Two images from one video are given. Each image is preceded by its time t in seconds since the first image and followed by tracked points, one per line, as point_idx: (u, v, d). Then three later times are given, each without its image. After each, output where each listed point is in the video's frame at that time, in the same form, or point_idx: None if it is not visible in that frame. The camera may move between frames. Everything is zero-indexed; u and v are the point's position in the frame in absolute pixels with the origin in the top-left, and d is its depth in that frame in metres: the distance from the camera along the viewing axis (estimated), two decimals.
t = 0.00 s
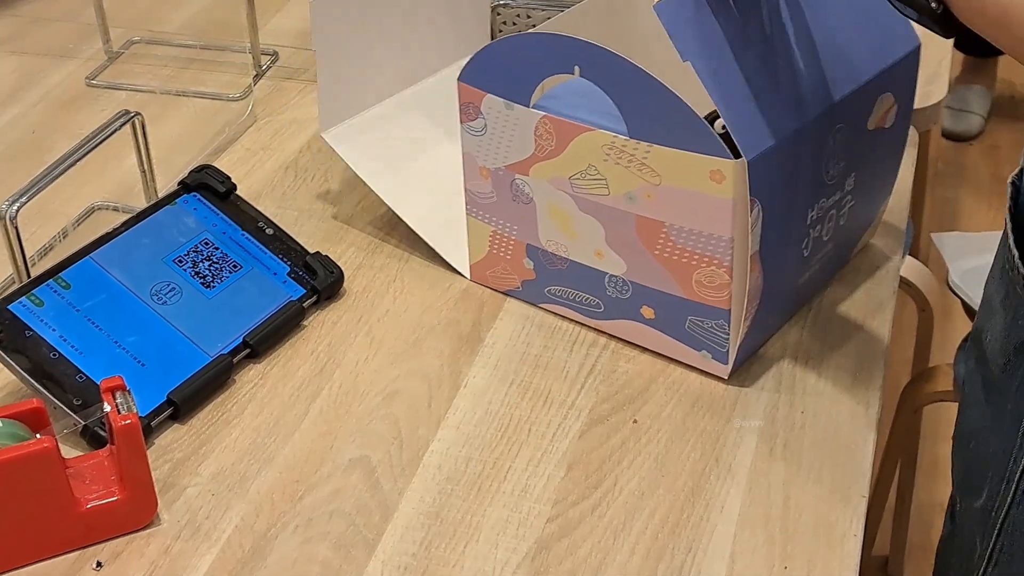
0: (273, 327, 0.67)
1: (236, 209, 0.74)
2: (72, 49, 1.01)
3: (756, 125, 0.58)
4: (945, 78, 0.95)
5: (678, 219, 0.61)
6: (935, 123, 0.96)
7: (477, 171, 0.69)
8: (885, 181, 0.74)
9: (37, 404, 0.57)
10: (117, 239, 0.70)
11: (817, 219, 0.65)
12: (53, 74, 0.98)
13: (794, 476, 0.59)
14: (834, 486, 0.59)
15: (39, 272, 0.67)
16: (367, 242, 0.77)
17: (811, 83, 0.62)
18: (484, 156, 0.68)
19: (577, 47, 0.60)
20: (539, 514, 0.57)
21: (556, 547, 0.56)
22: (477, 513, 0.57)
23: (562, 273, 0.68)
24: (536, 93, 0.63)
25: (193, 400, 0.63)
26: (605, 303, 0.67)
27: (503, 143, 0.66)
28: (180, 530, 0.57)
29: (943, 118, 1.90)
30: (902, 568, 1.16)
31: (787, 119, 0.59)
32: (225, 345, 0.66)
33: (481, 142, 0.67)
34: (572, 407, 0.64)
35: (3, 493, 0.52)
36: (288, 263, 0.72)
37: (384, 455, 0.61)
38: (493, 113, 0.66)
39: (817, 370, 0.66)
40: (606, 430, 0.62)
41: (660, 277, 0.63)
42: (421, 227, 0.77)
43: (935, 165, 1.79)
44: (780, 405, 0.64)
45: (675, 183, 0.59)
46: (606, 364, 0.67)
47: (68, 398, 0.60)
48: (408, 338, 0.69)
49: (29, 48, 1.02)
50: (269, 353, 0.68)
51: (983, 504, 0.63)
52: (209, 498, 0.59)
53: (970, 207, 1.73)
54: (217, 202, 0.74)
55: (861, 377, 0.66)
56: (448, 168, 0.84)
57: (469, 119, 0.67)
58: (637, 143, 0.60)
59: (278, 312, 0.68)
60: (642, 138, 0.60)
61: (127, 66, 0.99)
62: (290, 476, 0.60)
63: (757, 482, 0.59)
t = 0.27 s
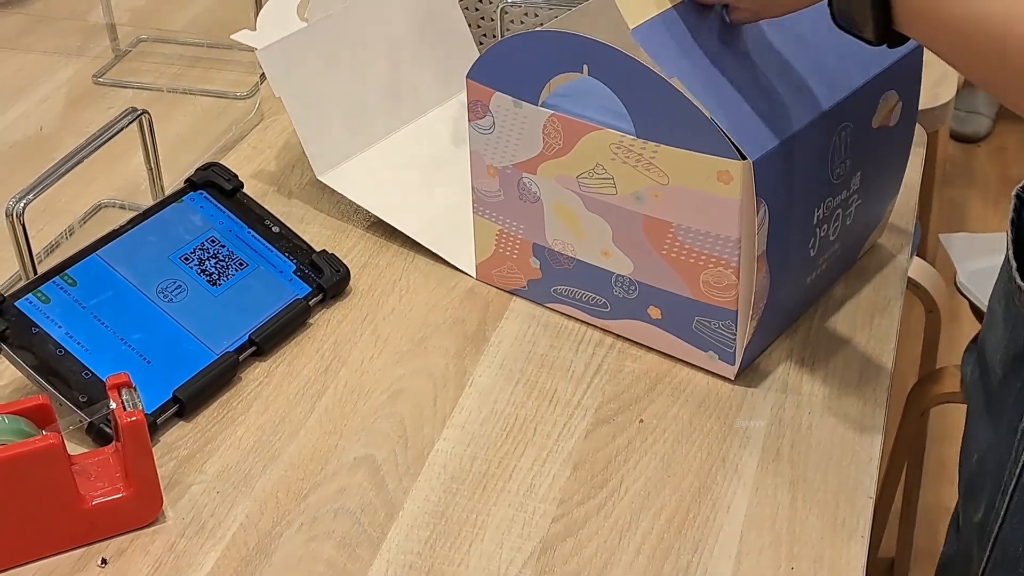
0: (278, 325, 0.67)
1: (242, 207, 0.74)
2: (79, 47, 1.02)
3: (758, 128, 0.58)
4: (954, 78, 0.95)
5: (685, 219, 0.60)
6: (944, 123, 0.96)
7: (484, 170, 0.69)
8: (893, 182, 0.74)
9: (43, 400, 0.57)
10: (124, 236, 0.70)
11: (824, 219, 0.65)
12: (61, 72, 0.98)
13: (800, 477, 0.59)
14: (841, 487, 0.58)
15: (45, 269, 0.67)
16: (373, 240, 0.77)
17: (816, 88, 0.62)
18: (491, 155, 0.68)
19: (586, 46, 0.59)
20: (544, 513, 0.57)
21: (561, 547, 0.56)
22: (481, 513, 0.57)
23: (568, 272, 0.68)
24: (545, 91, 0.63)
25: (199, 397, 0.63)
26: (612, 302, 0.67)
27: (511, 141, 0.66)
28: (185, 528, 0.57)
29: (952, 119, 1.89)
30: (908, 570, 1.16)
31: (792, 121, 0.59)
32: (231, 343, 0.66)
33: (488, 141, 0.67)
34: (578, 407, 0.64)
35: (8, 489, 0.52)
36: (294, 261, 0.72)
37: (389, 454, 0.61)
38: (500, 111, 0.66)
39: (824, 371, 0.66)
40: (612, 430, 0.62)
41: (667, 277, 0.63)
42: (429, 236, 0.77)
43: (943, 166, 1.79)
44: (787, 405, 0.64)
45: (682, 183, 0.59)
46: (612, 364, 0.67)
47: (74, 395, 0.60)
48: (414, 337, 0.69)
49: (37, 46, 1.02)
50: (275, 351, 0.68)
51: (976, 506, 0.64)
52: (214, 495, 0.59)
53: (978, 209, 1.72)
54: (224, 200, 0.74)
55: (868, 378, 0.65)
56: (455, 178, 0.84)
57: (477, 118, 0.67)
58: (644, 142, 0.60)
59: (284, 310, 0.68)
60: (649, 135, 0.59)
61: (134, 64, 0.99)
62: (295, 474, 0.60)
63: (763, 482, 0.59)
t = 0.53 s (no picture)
0: (273, 333, 0.67)
1: (239, 213, 0.74)
2: (76, 49, 1.01)
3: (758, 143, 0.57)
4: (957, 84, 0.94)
5: (685, 230, 0.60)
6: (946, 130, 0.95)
7: (483, 177, 0.68)
8: (894, 190, 0.73)
9: (34, 409, 0.57)
10: (119, 242, 0.69)
11: (824, 229, 0.65)
12: (58, 75, 0.97)
13: (799, 489, 0.58)
14: (840, 499, 0.58)
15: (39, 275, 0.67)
16: (370, 246, 0.77)
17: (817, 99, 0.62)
18: (490, 162, 0.67)
19: (586, 55, 0.59)
20: (540, 525, 0.57)
21: (557, 560, 0.55)
22: (477, 524, 0.57)
23: (567, 281, 0.68)
24: (546, 97, 0.62)
25: (193, 406, 0.62)
26: (610, 312, 0.67)
27: (509, 149, 0.66)
28: (177, 538, 0.56)
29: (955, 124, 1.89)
30: None
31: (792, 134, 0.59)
32: (226, 351, 0.65)
33: (487, 148, 0.67)
34: (575, 417, 0.63)
35: None
36: (290, 267, 0.71)
37: (384, 464, 0.60)
38: (499, 118, 0.65)
39: (823, 381, 0.65)
40: (609, 441, 0.61)
41: (666, 286, 0.63)
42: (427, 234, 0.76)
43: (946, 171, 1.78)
44: (786, 417, 0.63)
45: (682, 193, 0.58)
46: (610, 373, 0.66)
47: (66, 404, 0.60)
48: (410, 345, 0.68)
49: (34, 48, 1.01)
50: (270, 359, 0.67)
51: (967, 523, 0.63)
52: (207, 505, 0.58)
53: (980, 214, 1.71)
54: (220, 206, 0.74)
55: (868, 389, 0.65)
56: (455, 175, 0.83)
57: (476, 124, 0.67)
58: (644, 152, 0.59)
59: (280, 317, 0.68)
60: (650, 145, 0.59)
61: (132, 67, 0.99)
62: (289, 484, 0.59)
63: (762, 494, 0.58)
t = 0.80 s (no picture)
0: (278, 333, 0.66)
1: (244, 214, 0.73)
2: (81, 49, 1.01)
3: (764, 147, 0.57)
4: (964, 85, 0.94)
5: (695, 233, 0.60)
6: (952, 132, 0.94)
7: (487, 182, 0.68)
8: (899, 192, 0.73)
9: (38, 410, 0.56)
10: (124, 243, 0.69)
11: (829, 229, 0.65)
12: (63, 74, 0.97)
13: (804, 492, 0.58)
14: (846, 503, 0.58)
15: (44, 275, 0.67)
16: (375, 247, 0.77)
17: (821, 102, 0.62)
18: (494, 167, 0.67)
19: (592, 58, 0.59)
20: (545, 528, 0.56)
21: (561, 563, 0.55)
22: (481, 527, 0.57)
23: (574, 285, 0.68)
24: (552, 104, 0.62)
25: (198, 406, 0.62)
26: (618, 315, 0.67)
27: (514, 154, 0.65)
28: (181, 539, 0.56)
29: (963, 125, 1.88)
30: None
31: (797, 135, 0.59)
32: (231, 352, 0.65)
33: (492, 153, 0.67)
34: (579, 419, 0.63)
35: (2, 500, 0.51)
36: (295, 268, 0.71)
37: (388, 465, 0.60)
38: (504, 123, 0.65)
39: (828, 383, 0.65)
40: (614, 443, 0.61)
41: (676, 289, 0.62)
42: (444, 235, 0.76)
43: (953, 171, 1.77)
44: (791, 420, 0.63)
45: (693, 196, 0.58)
46: (615, 375, 0.66)
47: (71, 404, 0.60)
48: (415, 346, 0.68)
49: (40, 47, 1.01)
50: (275, 360, 0.67)
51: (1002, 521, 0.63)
52: (211, 506, 0.58)
53: (987, 216, 1.71)
54: (226, 206, 0.74)
55: (873, 392, 0.64)
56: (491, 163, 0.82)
57: (480, 130, 0.66)
58: (653, 155, 0.59)
59: (285, 317, 0.68)
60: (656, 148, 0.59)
61: (137, 67, 0.99)
62: (293, 485, 0.59)
63: (767, 498, 0.58)
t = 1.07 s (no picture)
0: (299, 327, 0.67)
1: (266, 209, 0.74)
2: (105, 44, 1.02)
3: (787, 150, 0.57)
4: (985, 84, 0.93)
5: (713, 232, 0.60)
6: (972, 132, 0.94)
7: (513, 167, 0.68)
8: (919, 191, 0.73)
9: (64, 400, 0.57)
10: (147, 236, 0.70)
11: (845, 228, 0.64)
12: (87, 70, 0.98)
13: (822, 489, 0.58)
14: (864, 500, 0.58)
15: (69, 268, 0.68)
16: (394, 241, 0.77)
17: (845, 101, 0.61)
18: (521, 152, 0.67)
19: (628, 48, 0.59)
20: (563, 522, 0.57)
21: (579, 557, 0.55)
22: (500, 520, 0.57)
23: (591, 275, 0.68)
24: (590, 88, 0.64)
25: (220, 398, 0.63)
26: (632, 307, 0.67)
27: (542, 141, 0.65)
28: (203, 529, 0.57)
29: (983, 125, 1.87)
30: None
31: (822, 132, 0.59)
32: (253, 345, 0.65)
33: (520, 138, 0.67)
34: (598, 415, 0.63)
35: (29, 489, 0.52)
36: (316, 262, 0.72)
37: (408, 459, 0.61)
38: (535, 110, 0.65)
39: (847, 381, 0.65)
40: (632, 439, 0.61)
41: (690, 286, 0.63)
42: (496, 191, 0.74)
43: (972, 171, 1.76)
44: (809, 417, 0.63)
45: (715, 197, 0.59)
46: (634, 371, 0.66)
47: (95, 395, 0.60)
48: (435, 341, 0.69)
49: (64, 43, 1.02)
50: (296, 354, 0.68)
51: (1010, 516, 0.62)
52: (233, 497, 0.59)
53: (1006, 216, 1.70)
54: (248, 201, 0.74)
55: (891, 391, 0.64)
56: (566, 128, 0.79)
57: (510, 114, 0.67)
58: (678, 153, 0.59)
59: (306, 311, 0.68)
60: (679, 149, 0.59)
61: (161, 62, 1.00)
62: (313, 477, 0.60)
63: (785, 494, 0.58)
